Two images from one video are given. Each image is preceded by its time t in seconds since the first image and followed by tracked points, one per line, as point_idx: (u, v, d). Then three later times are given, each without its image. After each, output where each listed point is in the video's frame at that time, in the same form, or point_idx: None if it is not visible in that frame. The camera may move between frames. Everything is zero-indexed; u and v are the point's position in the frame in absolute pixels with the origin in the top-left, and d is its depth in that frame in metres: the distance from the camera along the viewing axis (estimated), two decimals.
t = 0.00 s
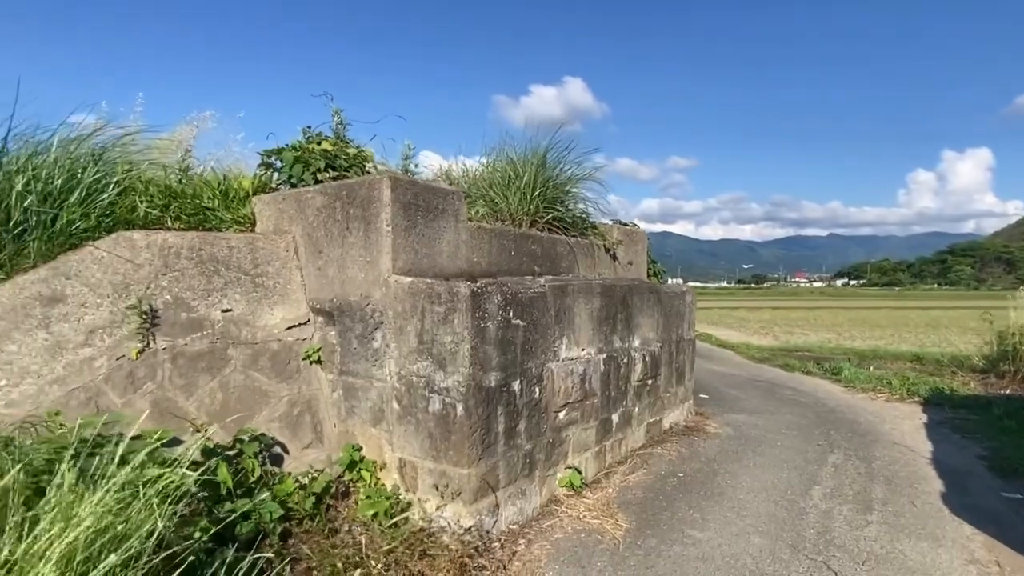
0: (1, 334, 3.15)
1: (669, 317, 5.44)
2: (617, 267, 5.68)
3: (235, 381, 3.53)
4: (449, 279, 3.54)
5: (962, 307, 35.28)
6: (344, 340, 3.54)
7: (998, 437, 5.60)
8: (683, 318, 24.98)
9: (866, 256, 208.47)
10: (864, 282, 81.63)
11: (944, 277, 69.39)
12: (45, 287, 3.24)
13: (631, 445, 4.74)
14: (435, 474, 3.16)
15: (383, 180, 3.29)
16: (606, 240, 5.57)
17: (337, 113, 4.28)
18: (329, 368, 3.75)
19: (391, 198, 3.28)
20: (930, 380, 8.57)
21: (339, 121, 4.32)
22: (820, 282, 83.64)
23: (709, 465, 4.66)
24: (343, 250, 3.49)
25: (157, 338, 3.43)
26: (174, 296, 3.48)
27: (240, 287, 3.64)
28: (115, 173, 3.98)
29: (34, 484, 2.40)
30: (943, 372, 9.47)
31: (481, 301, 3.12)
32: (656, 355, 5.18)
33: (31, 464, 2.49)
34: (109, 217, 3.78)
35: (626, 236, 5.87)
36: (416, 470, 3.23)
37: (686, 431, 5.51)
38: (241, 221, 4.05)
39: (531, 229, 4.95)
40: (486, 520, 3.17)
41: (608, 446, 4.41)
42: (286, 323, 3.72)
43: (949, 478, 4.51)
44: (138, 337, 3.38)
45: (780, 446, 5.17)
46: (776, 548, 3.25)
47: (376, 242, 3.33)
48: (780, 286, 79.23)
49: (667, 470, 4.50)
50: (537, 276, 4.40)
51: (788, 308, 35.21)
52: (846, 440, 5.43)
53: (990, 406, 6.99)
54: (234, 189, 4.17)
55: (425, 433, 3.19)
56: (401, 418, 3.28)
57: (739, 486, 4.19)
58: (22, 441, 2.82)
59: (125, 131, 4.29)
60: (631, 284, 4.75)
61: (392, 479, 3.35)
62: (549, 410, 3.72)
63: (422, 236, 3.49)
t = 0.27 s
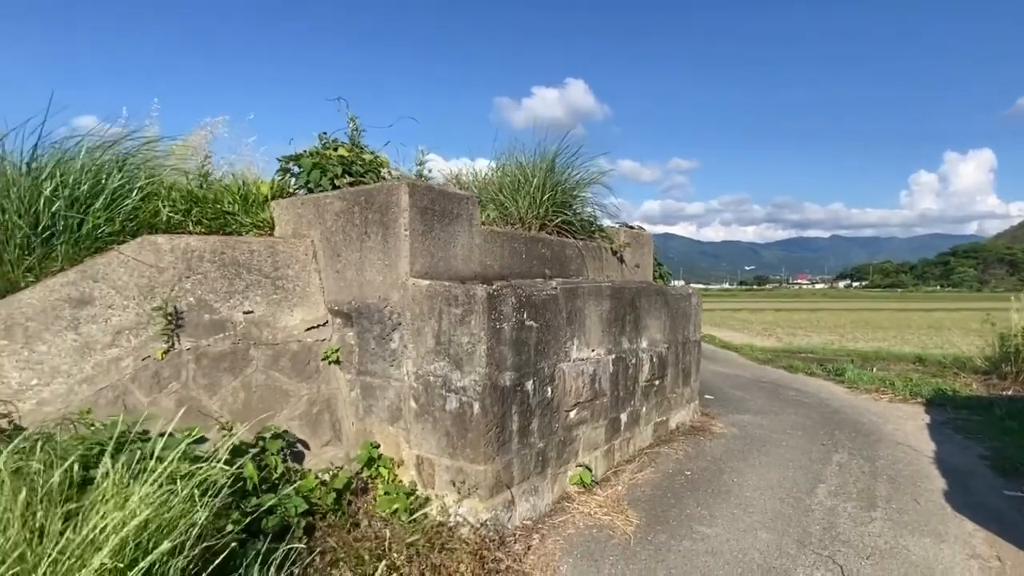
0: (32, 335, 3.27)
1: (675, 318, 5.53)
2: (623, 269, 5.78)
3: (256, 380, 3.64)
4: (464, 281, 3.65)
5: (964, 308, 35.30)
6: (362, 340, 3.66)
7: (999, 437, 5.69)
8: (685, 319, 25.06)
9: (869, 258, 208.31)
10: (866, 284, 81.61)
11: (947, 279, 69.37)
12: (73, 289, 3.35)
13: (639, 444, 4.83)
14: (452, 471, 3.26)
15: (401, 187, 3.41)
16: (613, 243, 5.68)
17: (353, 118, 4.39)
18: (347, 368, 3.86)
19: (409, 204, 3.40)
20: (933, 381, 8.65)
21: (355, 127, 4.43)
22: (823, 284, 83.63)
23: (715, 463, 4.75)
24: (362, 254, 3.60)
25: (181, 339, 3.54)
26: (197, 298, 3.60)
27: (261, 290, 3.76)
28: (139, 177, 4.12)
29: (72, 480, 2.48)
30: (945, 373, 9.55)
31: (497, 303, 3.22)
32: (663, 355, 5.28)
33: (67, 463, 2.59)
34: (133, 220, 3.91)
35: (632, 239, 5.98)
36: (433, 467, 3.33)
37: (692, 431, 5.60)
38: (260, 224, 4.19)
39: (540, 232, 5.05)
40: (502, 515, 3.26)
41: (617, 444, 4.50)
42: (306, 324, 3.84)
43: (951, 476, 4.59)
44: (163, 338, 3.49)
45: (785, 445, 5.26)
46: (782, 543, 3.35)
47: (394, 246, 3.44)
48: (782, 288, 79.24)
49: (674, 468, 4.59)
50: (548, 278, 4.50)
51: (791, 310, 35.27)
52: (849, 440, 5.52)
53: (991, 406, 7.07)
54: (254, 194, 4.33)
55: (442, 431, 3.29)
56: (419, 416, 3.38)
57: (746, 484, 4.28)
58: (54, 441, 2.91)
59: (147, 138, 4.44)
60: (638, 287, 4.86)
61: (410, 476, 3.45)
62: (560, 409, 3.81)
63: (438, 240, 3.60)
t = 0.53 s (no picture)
0: (63, 337, 3.41)
1: (678, 321, 5.67)
2: (627, 273, 5.92)
3: (277, 381, 3.78)
4: (477, 285, 3.79)
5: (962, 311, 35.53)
6: (378, 342, 3.80)
7: (994, 437, 5.83)
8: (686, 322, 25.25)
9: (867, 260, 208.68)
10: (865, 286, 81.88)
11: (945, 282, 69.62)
12: (101, 293, 3.49)
13: (644, 443, 4.96)
14: (467, 468, 3.39)
15: (417, 195, 3.56)
16: (617, 248, 5.83)
17: (367, 126, 4.53)
18: (364, 368, 3.99)
19: (425, 211, 3.55)
20: (930, 383, 8.80)
21: (369, 136, 4.61)
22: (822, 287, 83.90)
23: (718, 462, 4.88)
24: (378, 259, 3.75)
25: (204, 340, 3.68)
26: (220, 301, 3.75)
27: (281, 293, 3.92)
28: (161, 184, 4.28)
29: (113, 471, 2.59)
30: (942, 375, 9.71)
31: (510, 306, 3.35)
32: (667, 357, 5.41)
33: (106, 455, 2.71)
34: (156, 226, 4.10)
35: (636, 243, 6.13)
36: (448, 464, 3.46)
37: (695, 431, 5.73)
38: (279, 231, 4.38)
39: (547, 237, 5.20)
40: (514, 510, 3.38)
41: (623, 443, 4.62)
42: (324, 326, 3.99)
43: (947, 475, 4.73)
44: (187, 340, 3.64)
45: (786, 445, 5.39)
46: (784, 537, 3.46)
47: (411, 251, 3.59)
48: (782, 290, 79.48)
49: (678, 466, 4.72)
50: (555, 282, 4.64)
51: (790, 313, 35.48)
52: (848, 440, 5.66)
53: (987, 407, 7.22)
54: (271, 200, 4.50)
55: (457, 429, 3.42)
56: (434, 415, 3.52)
57: (748, 482, 4.41)
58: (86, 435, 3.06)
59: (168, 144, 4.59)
60: (643, 290, 4.99)
61: (425, 472, 3.58)
62: (569, 409, 3.94)
63: (452, 245, 3.75)
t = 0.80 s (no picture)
0: (84, 339, 3.52)
1: (678, 324, 5.81)
2: (628, 276, 6.06)
3: (291, 382, 3.91)
4: (485, 289, 3.92)
5: (956, 314, 35.83)
6: (389, 344, 3.94)
7: (986, 436, 5.98)
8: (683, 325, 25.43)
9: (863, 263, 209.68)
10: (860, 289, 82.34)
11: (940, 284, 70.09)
12: (120, 297, 3.60)
13: (646, 443, 5.08)
14: (477, 465, 3.50)
15: (428, 202, 3.70)
16: (619, 252, 5.97)
17: (377, 134, 4.68)
18: (375, 370, 4.11)
19: (436, 217, 3.70)
20: (924, 384, 8.96)
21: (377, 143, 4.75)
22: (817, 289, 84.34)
23: (717, 461, 5.01)
24: (390, 263, 3.90)
25: (220, 343, 3.80)
26: (235, 305, 3.87)
27: (294, 297, 4.05)
28: (176, 190, 4.39)
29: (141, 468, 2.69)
30: (936, 377, 9.87)
31: (518, 309, 3.48)
32: (667, 359, 5.54)
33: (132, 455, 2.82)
34: (172, 231, 4.21)
35: (637, 248, 6.27)
36: (458, 462, 3.57)
37: (695, 431, 5.86)
38: (291, 236, 4.50)
39: (551, 242, 5.34)
40: (523, 507, 3.49)
41: (626, 443, 4.75)
42: (336, 329, 4.12)
43: (940, 473, 4.86)
44: (204, 342, 3.75)
45: (783, 445, 5.53)
46: (783, 531, 3.58)
47: (422, 256, 3.73)
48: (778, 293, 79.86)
49: (679, 465, 4.84)
50: (559, 286, 4.78)
51: (786, 315, 35.72)
52: (844, 439, 5.79)
53: (979, 408, 7.37)
54: (284, 206, 4.63)
55: (467, 428, 3.53)
56: (444, 415, 3.63)
57: (747, 480, 4.54)
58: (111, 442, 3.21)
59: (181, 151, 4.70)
60: (644, 294, 5.12)
61: (435, 470, 3.70)
62: (574, 409, 4.06)
63: (460, 251, 3.88)
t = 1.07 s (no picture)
0: (98, 340, 3.62)
1: (674, 325, 5.95)
2: (625, 279, 6.22)
3: (301, 381, 4.02)
4: (490, 291, 4.05)
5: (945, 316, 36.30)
6: (396, 344, 4.07)
7: (972, 434, 6.16)
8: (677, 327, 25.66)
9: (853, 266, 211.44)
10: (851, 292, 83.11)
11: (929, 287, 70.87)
12: (134, 298, 3.70)
13: (643, 441, 5.21)
14: (482, 461, 3.62)
15: (435, 207, 3.84)
16: (616, 255, 6.12)
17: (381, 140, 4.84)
18: (382, 369, 4.23)
19: (442, 221, 3.84)
20: (913, 385, 9.16)
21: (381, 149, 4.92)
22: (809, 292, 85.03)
23: (713, 458, 5.15)
24: (396, 266, 4.02)
25: (232, 343, 3.91)
26: (246, 306, 3.98)
27: (303, 299, 4.17)
28: (186, 194, 4.51)
29: (163, 464, 2.79)
30: (925, 377, 10.09)
31: (523, 310, 3.60)
32: (664, 359, 5.68)
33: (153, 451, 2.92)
34: (182, 235, 4.31)
35: (633, 251, 6.42)
36: (464, 458, 3.69)
37: (691, 429, 6.01)
38: (299, 239, 4.63)
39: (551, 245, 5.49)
40: (527, 501, 3.60)
41: (624, 441, 4.88)
42: (343, 329, 4.24)
43: (928, 469, 5.03)
44: (216, 342, 3.86)
45: (776, 442, 5.68)
46: (777, 524, 3.71)
47: (428, 259, 3.87)
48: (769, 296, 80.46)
49: (676, 462, 4.97)
50: (560, 288, 4.92)
51: (778, 318, 36.07)
52: (835, 437, 5.96)
53: (966, 407, 7.57)
54: (291, 210, 4.75)
55: (473, 425, 3.65)
56: (451, 412, 3.75)
57: (742, 476, 4.68)
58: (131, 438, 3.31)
59: (190, 155, 4.81)
60: (642, 296, 5.26)
61: (442, 466, 3.82)
62: (575, 407, 4.18)
63: (465, 254, 4.02)
